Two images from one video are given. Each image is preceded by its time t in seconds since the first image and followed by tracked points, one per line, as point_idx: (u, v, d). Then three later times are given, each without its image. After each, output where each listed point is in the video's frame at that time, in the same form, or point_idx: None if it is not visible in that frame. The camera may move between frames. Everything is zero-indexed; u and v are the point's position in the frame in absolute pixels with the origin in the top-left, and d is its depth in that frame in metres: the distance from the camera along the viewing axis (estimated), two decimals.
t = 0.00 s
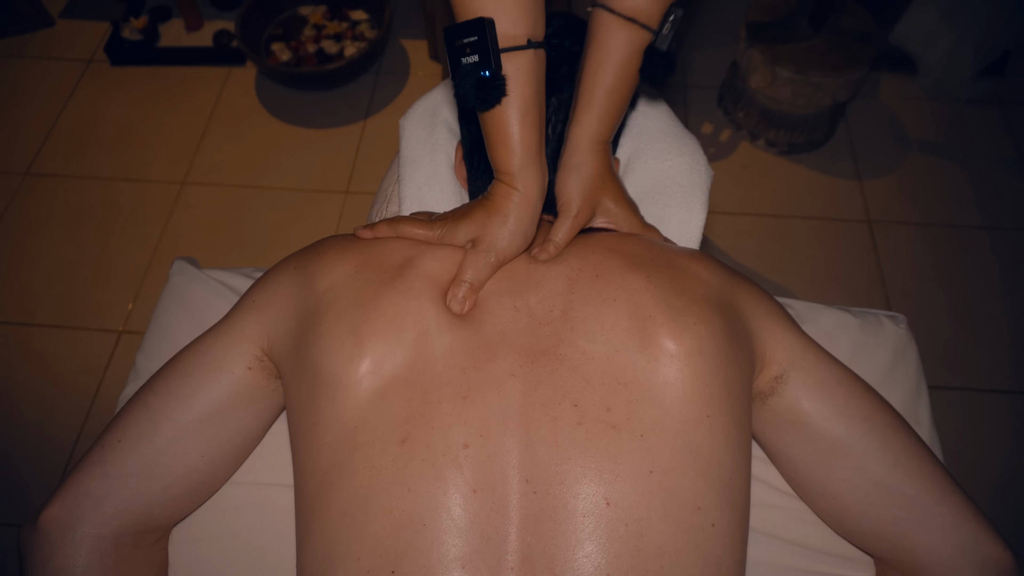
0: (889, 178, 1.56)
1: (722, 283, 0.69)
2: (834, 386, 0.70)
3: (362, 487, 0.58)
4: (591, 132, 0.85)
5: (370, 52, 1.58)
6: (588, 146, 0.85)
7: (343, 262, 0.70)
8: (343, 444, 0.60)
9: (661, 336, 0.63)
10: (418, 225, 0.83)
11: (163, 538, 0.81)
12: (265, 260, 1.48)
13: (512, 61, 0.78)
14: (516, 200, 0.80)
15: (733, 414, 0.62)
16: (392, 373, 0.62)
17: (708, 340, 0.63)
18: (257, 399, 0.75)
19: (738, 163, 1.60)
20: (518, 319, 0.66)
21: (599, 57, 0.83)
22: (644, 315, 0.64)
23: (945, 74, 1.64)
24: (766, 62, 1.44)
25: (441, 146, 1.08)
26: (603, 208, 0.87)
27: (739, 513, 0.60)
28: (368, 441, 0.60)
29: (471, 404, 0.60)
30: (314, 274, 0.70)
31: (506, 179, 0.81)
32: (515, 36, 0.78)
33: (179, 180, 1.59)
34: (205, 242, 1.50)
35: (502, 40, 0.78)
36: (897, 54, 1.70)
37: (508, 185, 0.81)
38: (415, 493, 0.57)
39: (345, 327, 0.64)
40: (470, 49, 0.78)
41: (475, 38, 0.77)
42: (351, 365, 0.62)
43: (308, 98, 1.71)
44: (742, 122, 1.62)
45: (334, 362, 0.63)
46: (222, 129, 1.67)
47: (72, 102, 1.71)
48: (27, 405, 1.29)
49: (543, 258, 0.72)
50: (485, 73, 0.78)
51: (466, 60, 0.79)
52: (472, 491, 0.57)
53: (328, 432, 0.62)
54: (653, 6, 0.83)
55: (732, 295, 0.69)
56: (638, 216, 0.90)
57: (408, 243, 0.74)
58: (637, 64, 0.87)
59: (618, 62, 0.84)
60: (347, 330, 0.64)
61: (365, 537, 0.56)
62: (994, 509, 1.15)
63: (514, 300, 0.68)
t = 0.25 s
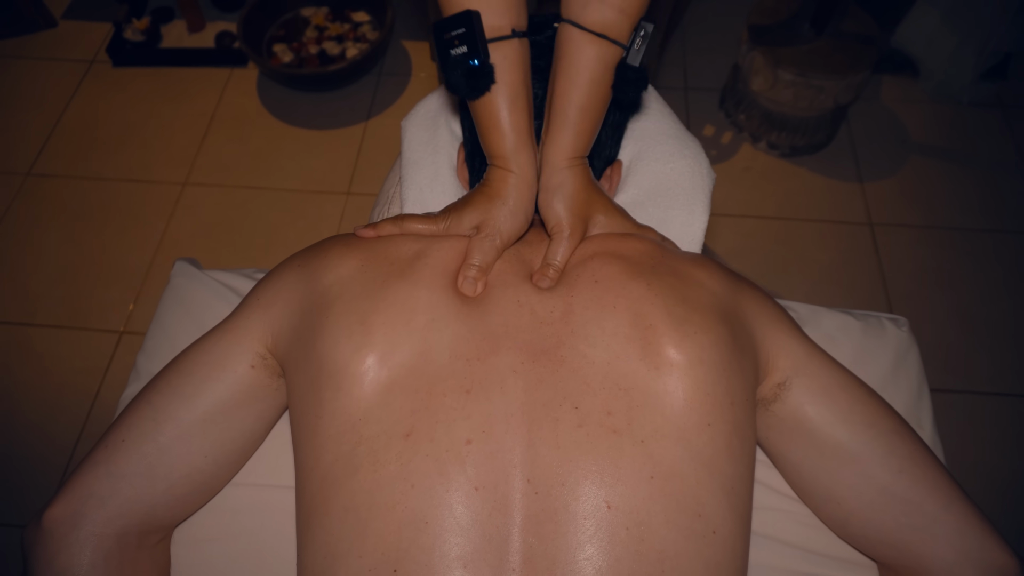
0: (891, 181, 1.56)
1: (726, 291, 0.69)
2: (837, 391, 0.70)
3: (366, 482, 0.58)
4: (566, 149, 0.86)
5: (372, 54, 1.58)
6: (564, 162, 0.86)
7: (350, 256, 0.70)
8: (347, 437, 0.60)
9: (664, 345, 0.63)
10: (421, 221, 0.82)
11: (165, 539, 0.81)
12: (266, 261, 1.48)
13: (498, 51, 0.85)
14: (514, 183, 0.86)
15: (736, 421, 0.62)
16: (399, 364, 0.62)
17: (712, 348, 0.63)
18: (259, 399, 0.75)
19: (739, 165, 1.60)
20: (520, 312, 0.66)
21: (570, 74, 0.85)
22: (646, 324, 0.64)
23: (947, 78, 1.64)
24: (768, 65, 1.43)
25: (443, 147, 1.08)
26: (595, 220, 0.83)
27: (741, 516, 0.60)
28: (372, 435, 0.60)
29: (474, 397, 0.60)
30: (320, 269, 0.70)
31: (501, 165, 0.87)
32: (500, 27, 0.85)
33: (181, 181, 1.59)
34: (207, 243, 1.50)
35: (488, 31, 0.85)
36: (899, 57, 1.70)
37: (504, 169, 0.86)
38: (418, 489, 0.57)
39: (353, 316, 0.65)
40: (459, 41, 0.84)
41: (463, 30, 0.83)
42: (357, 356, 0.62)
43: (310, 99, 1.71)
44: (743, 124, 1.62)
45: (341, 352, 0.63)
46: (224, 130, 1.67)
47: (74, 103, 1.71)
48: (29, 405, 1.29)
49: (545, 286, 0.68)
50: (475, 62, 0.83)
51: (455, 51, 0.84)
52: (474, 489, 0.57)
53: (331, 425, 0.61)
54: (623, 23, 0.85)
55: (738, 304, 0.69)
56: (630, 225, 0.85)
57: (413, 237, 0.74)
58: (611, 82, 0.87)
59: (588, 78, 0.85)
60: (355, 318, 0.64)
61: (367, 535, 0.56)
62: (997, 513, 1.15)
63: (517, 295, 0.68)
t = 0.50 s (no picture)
0: (891, 183, 1.56)
1: (730, 297, 0.69)
2: (840, 395, 0.70)
3: (367, 482, 0.58)
4: (555, 163, 0.84)
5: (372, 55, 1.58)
6: (554, 178, 0.85)
7: (354, 255, 0.70)
8: (350, 436, 0.60)
9: (669, 352, 0.63)
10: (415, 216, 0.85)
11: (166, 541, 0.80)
12: (267, 263, 1.48)
13: (472, 30, 0.86)
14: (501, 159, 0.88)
15: (739, 427, 0.62)
16: (403, 362, 0.63)
17: (715, 354, 0.63)
18: (262, 400, 0.75)
19: (740, 167, 1.60)
20: (525, 316, 0.66)
21: (552, 85, 0.82)
22: (647, 333, 0.64)
23: (948, 80, 1.64)
24: (768, 67, 1.43)
25: (444, 148, 1.09)
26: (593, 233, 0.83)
27: (742, 518, 0.60)
28: (375, 434, 0.60)
29: (478, 398, 0.60)
30: (324, 268, 0.70)
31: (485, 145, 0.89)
32: (470, 7, 0.85)
33: (181, 182, 1.59)
34: (208, 245, 1.50)
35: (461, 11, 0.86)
36: (900, 59, 1.70)
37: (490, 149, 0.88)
38: (419, 490, 0.57)
39: (357, 313, 0.65)
40: (432, 23, 0.84)
41: (437, 11, 0.84)
42: (361, 353, 0.63)
43: (311, 101, 1.71)
44: (744, 126, 1.62)
45: (345, 349, 0.63)
46: (224, 131, 1.67)
47: (75, 104, 1.71)
48: (29, 406, 1.28)
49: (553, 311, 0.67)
50: (451, 42, 0.84)
51: (430, 33, 0.85)
52: (476, 491, 0.57)
53: (333, 424, 0.61)
54: (604, 28, 0.82)
55: (742, 309, 0.69)
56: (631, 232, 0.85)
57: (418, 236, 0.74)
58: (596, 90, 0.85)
59: (572, 87, 0.82)
60: (360, 315, 0.65)
61: (368, 537, 0.56)
62: (999, 515, 1.14)
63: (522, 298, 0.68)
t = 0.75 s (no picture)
0: (892, 183, 1.56)
1: (733, 298, 0.69)
2: (842, 394, 0.70)
3: (367, 484, 0.58)
4: (549, 178, 0.79)
5: (373, 54, 1.58)
6: (550, 193, 0.79)
7: (354, 254, 0.70)
8: (349, 438, 0.60)
9: (672, 352, 0.63)
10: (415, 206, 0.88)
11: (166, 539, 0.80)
12: (267, 261, 1.48)
13: (451, 10, 0.85)
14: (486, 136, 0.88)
15: (742, 430, 0.62)
16: (401, 366, 0.62)
17: (718, 359, 0.63)
18: (265, 397, 0.75)
19: (740, 166, 1.60)
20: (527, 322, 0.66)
21: (540, 94, 0.76)
22: (651, 338, 0.64)
23: (949, 79, 1.64)
24: (770, 66, 1.43)
25: (446, 146, 1.08)
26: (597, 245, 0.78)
27: (743, 516, 0.60)
28: (374, 437, 0.59)
29: (477, 405, 0.60)
30: (324, 267, 0.70)
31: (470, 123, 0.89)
32: None
33: (182, 181, 1.59)
34: (210, 243, 1.50)
35: None
36: (902, 59, 1.70)
37: (475, 127, 0.89)
38: (420, 491, 0.57)
39: (355, 315, 0.65)
40: (413, 4, 0.82)
41: None
42: (360, 355, 0.63)
43: (312, 100, 1.71)
44: (744, 125, 1.62)
45: (345, 351, 0.63)
46: (225, 130, 1.67)
47: (76, 103, 1.71)
48: (30, 404, 1.28)
49: (560, 335, 0.64)
50: (431, 21, 0.83)
51: (410, 15, 0.83)
52: (477, 493, 0.57)
53: (332, 425, 0.61)
54: (592, 32, 0.75)
55: (745, 310, 0.69)
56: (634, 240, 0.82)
57: (422, 231, 0.74)
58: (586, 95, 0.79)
59: (561, 93, 0.76)
60: (358, 318, 0.64)
61: (369, 537, 0.56)
62: (1001, 515, 1.14)
63: (527, 308, 0.67)
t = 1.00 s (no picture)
0: (893, 181, 1.56)
1: (733, 293, 0.69)
2: (842, 391, 0.70)
3: (366, 482, 0.58)
4: (555, 170, 0.79)
5: (373, 51, 1.58)
6: (556, 186, 0.79)
7: (352, 251, 0.70)
8: (347, 436, 0.60)
9: (673, 347, 0.63)
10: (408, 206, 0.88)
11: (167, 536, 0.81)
12: (268, 259, 1.48)
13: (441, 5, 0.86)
14: (474, 132, 0.87)
15: (739, 422, 0.62)
16: (399, 364, 0.62)
17: (717, 354, 0.63)
18: (264, 395, 0.75)
19: (741, 164, 1.60)
20: (528, 318, 0.66)
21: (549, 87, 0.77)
22: (651, 330, 0.64)
23: (950, 77, 1.64)
24: (770, 63, 1.43)
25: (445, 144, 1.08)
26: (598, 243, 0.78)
27: (743, 512, 0.60)
28: (373, 435, 0.60)
29: (476, 402, 0.60)
30: (323, 264, 0.70)
31: (458, 118, 0.88)
32: None
33: (182, 178, 1.59)
34: (210, 240, 1.50)
35: None
36: (903, 56, 1.70)
37: (463, 122, 0.88)
38: (419, 489, 0.57)
39: (353, 313, 0.65)
40: None
41: None
42: (359, 353, 0.63)
43: (311, 97, 1.71)
44: (745, 122, 1.61)
45: (343, 349, 0.63)
46: (225, 127, 1.67)
47: (76, 100, 1.71)
48: (30, 401, 1.29)
49: (563, 330, 0.66)
50: (420, 14, 0.85)
51: (401, 7, 0.85)
52: (476, 490, 0.57)
53: (332, 423, 0.61)
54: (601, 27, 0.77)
55: (745, 306, 0.69)
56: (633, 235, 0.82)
57: (419, 228, 0.74)
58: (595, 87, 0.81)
59: (571, 87, 0.77)
60: (355, 317, 0.64)
61: (368, 534, 0.56)
62: (1000, 513, 1.14)
63: (526, 301, 0.68)
